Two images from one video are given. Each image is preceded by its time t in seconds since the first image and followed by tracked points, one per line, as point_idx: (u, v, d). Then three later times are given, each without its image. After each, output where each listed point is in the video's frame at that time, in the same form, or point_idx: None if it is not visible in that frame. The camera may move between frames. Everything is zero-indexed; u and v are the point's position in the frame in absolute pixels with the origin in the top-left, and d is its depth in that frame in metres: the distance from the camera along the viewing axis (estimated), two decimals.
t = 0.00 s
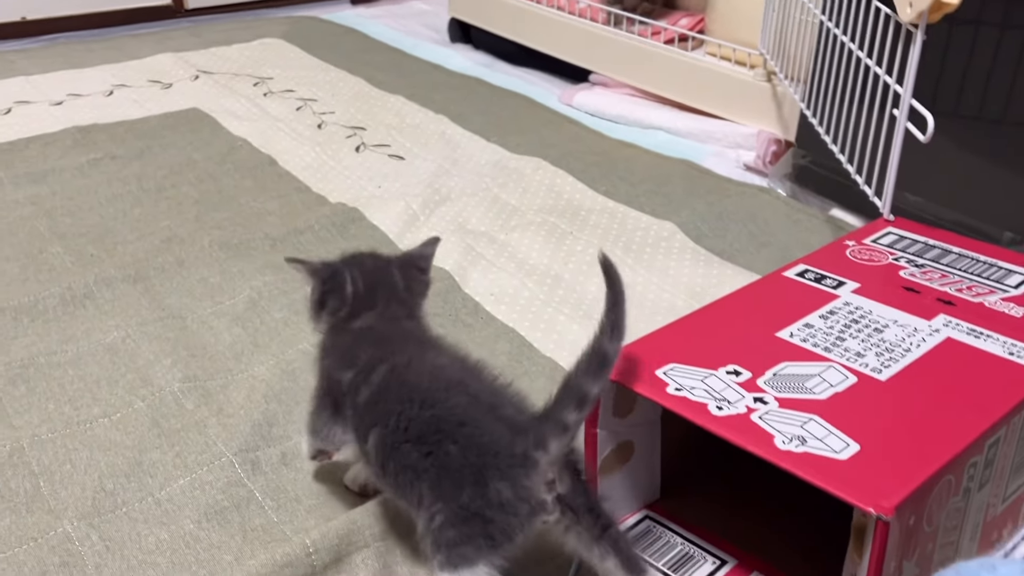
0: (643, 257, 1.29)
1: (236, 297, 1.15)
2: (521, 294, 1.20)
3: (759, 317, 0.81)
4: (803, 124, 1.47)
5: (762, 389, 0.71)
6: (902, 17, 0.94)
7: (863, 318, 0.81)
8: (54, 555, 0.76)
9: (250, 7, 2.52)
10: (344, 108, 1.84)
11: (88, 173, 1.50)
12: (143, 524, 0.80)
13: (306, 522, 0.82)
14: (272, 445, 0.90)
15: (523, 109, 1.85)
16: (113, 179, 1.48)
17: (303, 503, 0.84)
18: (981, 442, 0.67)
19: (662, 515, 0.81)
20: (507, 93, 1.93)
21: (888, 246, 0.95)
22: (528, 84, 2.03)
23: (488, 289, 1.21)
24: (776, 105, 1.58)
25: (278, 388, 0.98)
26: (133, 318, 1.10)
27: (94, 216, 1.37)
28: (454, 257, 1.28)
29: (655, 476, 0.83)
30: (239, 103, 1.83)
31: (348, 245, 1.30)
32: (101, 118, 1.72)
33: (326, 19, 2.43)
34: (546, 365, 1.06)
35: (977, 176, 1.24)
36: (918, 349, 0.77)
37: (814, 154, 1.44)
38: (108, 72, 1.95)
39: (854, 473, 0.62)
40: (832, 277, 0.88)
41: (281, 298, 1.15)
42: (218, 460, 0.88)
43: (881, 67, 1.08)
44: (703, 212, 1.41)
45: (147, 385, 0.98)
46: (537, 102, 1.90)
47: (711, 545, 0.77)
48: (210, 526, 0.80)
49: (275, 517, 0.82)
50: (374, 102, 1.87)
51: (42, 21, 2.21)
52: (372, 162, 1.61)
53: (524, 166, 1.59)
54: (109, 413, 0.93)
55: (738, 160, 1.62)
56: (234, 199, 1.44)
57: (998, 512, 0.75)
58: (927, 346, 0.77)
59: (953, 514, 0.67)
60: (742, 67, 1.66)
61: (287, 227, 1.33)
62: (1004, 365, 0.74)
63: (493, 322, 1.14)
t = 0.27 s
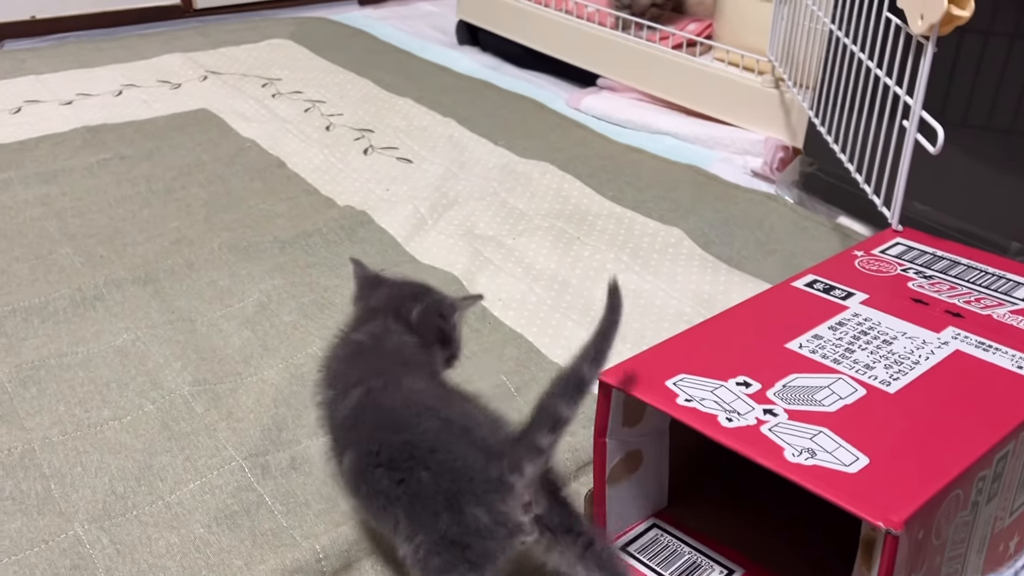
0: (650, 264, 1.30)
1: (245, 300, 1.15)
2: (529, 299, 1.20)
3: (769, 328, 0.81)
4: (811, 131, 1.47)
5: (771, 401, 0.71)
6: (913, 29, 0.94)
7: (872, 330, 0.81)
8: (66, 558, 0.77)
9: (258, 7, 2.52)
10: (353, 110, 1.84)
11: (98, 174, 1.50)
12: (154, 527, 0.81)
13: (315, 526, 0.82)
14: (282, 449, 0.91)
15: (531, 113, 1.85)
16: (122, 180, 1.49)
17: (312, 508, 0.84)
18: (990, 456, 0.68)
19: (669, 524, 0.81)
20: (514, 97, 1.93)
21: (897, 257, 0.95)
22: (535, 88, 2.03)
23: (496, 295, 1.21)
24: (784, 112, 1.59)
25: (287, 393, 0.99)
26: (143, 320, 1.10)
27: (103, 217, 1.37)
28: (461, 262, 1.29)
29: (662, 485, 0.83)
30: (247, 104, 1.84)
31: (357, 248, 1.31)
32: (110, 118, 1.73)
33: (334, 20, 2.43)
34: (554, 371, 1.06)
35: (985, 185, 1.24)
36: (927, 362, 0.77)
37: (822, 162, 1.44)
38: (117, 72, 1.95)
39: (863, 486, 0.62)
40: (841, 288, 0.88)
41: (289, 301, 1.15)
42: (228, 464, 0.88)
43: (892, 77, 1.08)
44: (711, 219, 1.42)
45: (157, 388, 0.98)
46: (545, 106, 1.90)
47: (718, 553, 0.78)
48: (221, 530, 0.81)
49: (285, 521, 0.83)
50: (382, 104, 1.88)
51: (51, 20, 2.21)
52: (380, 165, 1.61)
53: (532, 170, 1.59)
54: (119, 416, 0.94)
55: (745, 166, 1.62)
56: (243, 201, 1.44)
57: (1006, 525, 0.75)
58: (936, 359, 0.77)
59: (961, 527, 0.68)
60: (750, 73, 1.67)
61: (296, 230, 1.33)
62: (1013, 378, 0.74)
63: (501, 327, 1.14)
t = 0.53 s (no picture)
0: (650, 267, 1.30)
1: (245, 301, 1.16)
2: (529, 302, 1.21)
3: (767, 333, 0.81)
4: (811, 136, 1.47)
5: (769, 406, 0.71)
6: (914, 36, 0.94)
7: (870, 336, 0.81)
8: (65, 558, 0.77)
9: (260, 9, 2.53)
10: (354, 111, 1.85)
11: (99, 174, 1.51)
12: (153, 527, 0.81)
13: (313, 527, 0.82)
14: (281, 450, 0.91)
15: (532, 116, 1.86)
16: (124, 181, 1.49)
17: (310, 508, 0.84)
18: (986, 463, 0.68)
19: (667, 528, 0.81)
20: (515, 99, 1.94)
21: (896, 263, 0.95)
22: (537, 91, 2.04)
23: (496, 297, 1.21)
24: (784, 117, 1.59)
25: (287, 394, 0.99)
26: (143, 321, 1.11)
27: (105, 217, 1.38)
28: (462, 265, 1.29)
29: (660, 489, 0.84)
30: (249, 105, 1.84)
31: (357, 250, 1.31)
32: (112, 118, 1.73)
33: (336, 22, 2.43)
34: (553, 375, 1.06)
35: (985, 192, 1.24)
36: (924, 368, 0.77)
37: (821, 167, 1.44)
38: (119, 72, 1.96)
39: (860, 492, 0.62)
40: (840, 293, 0.88)
41: (290, 303, 1.16)
42: (227, 465, 0.89)
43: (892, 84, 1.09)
44: (710, 223, 1.42)
45: (157, 389, 0.98)
46: (546, 109, 1.91)
47: (715, 558, 0.78)
48: (219, 531, 0.81)
49: (283, 522, 0.83)
50: (384, 106, 1.88)
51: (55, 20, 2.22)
52: (381, 167, 1.62)
53: (533, 173, 1.59)
54: (119, 416, 0.94)
55: (745, 171, 1.62)
56: (244, 202, 1.45)
57: (1002, 531, 0.76)
58: (934, 365, 0.77)
59: (957, 534, 0.68)
60: (751, 78, 1.67)
61: (297, 232, 1.34)
62: (1010, 386, 0.75)
63: (500, 330, 1.14)
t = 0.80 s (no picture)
0: (645, 276, 1.30)
1: (240, 307, 1.16)
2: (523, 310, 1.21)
3: (759, 344, 0.82)
4: (806, 145, 1.48)
5: (760, 417, 0.71)
6: (907, 48, 0.94)
7: (862, 347, 0.82)
8: (56, 565, 0.77)
9: (259, 14, 2.53)
10: (351, 117, 1.85)
11: (96, 179, 1.51)
12: (145, 534, 0.81)
13: (306, 534, 0.82)
14: (273, 457, 0.91)
15: (529, 123, 1.86)
16: (121, 186, 1.50)
17: (302, 514, 0.85)
18: (975, 475, 0.68)
19: (657, 537, 0.82)
20: (512, 106, 1.94)
21: (889, 274, 0.95)
22: (534, 98, 2.04)
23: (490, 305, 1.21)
24: (780, 126, 1.59)
25: (280, 401, 0.99)
26: (138, 327, 1.11)
27: (101, 222, 1.38)
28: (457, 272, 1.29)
29: (651, 498, 0.84)
30: (246, 110, 1.84)
31: (353, 256, 1.31)
32: (110, 123, 1.73)
33: (334, 27, 2.44)
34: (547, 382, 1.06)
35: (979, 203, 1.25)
36: (915, 380, 0.77)
37: (816, 176, 1.45)
38: (118, 76, 1.96)
39: (849, 504, 0.63)
40: (832, 304, 0.89)
41: (284, 309, 1.16)
42: (220, 471, 0.89)
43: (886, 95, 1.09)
44: (706, 232, 1.42)
45: (151, 395, 0.99)
46: (543, 116, 1.91)
47: (705, 567, 0.78)
48: (212, 537, 0.81)
49: (275, 529, 0.83)
50: (381, 112, 1.88)
51: (53, 24, 2.22)
52: (378, 173, 1.62)
53: (529, 181, 1.60)
54: (113, 422, 0.94)
55: (741, 179, 1.63)
56: (240, 208, 1.45)
57: (992, 543, 0.76)
58: (925, 377, 0.78)
59: (946, 546, 0.68)
60: (748, 86, 1.68)
61: (293, 238, 1.34)
62: (1000, 397, 0.75)
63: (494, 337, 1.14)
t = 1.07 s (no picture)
0: (638, 299, 1.30)
1: (232, 332, 1.16)
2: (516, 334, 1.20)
3: (749, 376, 0.82)
4: (799, 169, 1.48)
5: (749, 453, 0.71)
6: (898, 78, 0.95)
7: (852, 380, 0.81)
8: None
9: (255, 30, 2.53)
10: (346, 136, 1.85)
11: (90, 199, 1.51)
12: (133, 565, 0.81)
13: (295, 566, 0.82)
14: (263, 486, 0.91)
15: (524, 142, 1.86)
16: (115, 206, 1.49)
17: (292, 545, 0.84)
18: (964, 513, 0.68)
19: (647, 568, 0.82)
20: (507, 125, 1.94)
21: (880, 304, 0.96)
22: (528, 116, 2.05)
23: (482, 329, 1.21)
24: (773, 148, 1.60)
25: (271, 428, 0.99)
26: (130, 351, 1.11)
27: (94, 243, 1.38)
28: (450, 296, 1.29)
29: (641, 530, 0.84)
30: (241, 128, 1.85)
31: (346, 278, 1.31)
32: (104, 141, 1.73)
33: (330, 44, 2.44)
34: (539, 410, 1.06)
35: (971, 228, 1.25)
36: (905, 414, 0.77)
37: (809, 200, 1.45)
38: (113, 93, 1.96)
39: (837, 544, 0.63)
40: (823, 335, 0.89)
41: (276, 333, 1.16)
42: (209, 501, 0.88)
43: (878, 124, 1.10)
44: (699, 255, 1.43)
45: (142, 422, 0.99)
46: (538, 135, 1.91)
47: None
48: (200, 569, 0.81)
49: (264, 560, 0.83)
50: (376, 131, 1.89)
51: (49, 40, 2.23)
52: (372, 193, 1.62)
53: (523, 202, 1.60)
54: (103, 449, 0.94)
55: (735, 201, 1.63)
56: (234, 229, 1.45)
57: None
58: (915, 411, 0.78)
59: None
60: (741, 107, 1.69)
61: (286, 260, 1.34)
62: (989, 433, 0.75)
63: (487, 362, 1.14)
